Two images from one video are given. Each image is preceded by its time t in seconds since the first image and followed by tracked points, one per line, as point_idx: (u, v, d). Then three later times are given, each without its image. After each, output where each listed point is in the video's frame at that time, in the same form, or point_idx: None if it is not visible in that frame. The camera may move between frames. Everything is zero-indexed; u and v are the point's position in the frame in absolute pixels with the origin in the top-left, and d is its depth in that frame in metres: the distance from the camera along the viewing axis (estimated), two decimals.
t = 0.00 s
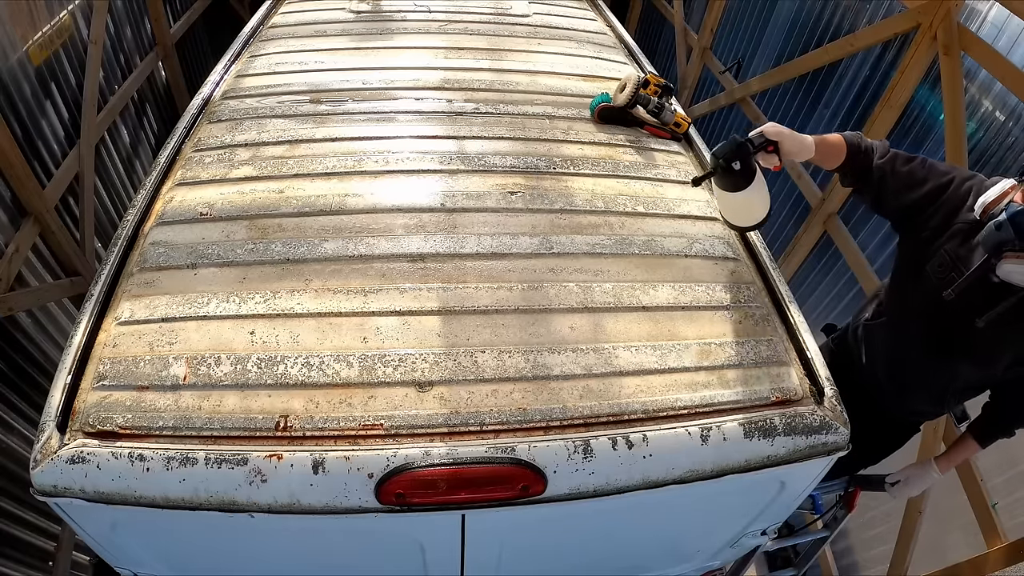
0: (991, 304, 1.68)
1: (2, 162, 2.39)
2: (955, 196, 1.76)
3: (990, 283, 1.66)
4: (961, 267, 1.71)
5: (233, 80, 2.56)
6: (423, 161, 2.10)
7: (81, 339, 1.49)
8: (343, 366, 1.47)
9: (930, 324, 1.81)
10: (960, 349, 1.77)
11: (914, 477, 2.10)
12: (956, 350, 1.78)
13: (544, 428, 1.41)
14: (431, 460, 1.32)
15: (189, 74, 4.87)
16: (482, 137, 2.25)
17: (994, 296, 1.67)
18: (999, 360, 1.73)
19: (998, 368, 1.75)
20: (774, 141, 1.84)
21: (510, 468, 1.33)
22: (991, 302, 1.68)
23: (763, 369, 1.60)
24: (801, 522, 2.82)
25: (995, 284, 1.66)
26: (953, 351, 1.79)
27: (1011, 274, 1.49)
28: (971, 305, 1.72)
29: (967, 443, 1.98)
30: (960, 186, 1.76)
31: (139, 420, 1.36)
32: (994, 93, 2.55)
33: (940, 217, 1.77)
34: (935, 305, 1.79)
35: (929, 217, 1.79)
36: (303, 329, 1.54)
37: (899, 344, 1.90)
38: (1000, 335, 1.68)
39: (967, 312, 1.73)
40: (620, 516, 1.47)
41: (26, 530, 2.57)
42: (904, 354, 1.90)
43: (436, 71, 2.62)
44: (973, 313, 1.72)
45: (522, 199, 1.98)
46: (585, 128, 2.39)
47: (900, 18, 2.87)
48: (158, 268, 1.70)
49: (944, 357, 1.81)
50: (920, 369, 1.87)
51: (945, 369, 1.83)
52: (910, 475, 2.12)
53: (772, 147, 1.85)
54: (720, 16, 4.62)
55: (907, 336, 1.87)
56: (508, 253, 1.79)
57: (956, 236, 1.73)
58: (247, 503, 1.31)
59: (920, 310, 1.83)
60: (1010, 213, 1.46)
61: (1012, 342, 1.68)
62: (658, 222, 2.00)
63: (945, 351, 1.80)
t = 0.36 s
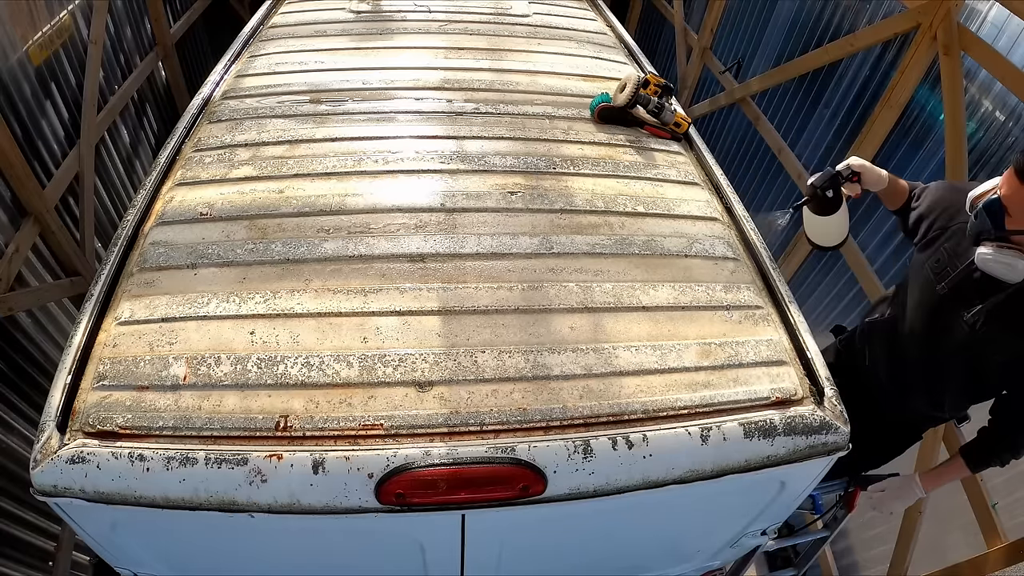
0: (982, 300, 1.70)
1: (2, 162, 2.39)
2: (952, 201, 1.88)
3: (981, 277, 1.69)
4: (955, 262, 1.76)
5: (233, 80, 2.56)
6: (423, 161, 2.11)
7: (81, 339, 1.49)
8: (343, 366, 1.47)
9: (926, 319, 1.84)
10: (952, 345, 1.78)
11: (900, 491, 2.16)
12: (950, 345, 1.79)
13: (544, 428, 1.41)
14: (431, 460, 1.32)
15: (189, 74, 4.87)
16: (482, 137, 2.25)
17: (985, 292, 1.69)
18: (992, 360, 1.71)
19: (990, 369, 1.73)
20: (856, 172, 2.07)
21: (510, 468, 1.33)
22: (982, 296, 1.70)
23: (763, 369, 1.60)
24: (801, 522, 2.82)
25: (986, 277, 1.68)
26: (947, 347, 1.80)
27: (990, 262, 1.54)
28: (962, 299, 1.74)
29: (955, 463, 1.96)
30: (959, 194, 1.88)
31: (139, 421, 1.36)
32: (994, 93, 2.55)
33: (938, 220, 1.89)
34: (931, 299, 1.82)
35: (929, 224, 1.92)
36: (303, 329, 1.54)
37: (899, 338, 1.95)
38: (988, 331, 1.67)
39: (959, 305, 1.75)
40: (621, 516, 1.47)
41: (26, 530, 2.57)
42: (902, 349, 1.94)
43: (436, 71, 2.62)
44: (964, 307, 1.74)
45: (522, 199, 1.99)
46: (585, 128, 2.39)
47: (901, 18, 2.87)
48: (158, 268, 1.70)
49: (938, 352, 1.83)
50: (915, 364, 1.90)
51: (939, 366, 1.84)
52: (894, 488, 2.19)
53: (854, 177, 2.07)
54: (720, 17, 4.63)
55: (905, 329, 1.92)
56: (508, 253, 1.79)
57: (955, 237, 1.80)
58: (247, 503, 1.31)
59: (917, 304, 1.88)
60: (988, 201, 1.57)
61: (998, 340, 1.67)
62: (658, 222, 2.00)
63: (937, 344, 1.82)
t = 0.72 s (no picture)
0: (982, 300, 1.70)
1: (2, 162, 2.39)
2: (951, 200, 1.87)
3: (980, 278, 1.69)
4: (953, 264, 1.76)
5: (233, 80, 2.56)
6: (423, 161, 2.11)
7: (81, 339, 1.49)
8: (343, 366, 1.47)
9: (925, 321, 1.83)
10: (952, 346, 1.78)
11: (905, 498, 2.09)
12: (950, 347, 1.78)
13: (544, 428, 1.41)
14: (431, 460, 1.32)
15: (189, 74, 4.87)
16: (482, 137, 2.25)
17: (984, 293, 1.69)
18: (991, 360, 1.72)
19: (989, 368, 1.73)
20: (814, 138, 2.25)
21: (510, 468, 1.33)
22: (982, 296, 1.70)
23: (762, 369, 1.60)
24: (801, 522, 2.82)
25: (985, 278, 1.69)
26: (946, 348, 1.80)
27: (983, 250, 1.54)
28: (962, 300, 1.74)
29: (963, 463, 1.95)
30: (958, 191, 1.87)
31: (139, 421, 1.36)
32: (994, 93, 2.55)
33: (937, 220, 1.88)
34: (930, 301, 1.82)
35: (927, 223, 1.91)
36: (303, 329, 1.54)
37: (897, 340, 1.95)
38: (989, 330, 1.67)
39: (958, 306, 1.75)
40: (621, 516, 1.47)
41: (26, 530, 2.57)
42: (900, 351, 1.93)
43: (436, 71, 2.62)
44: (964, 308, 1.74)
45: (522, 199, 1.99)
46: (585, 128, 2.39)
47: (900, 18, 2.87)
48: (158, 268, 1.70)
49: (937, 354, 1.82)
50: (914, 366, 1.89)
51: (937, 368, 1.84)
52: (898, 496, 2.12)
53: (814, 143, 2.27)
54: (720, 17, 4.63)
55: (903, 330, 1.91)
56: (508, 253, 1.79)
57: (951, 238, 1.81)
58: (247, 503, 1.31)
59: (914, 305, 1.87)
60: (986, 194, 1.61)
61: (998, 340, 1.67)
62: (657, 222, 2.00)
63: (936, 346, 1.81)
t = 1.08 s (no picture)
0: (988, 307, 1.70)
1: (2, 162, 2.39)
2: (947, 201, 1.77)
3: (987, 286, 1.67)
4: (957, 274, 1.72)
5: (233, 80, 2.56)
6: (423, 161, 2.11)
7: (81, 339, 1.49)
8: (343, 366, 1.47)
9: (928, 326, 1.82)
10: (959, 351, 1.78)
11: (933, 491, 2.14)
12: (956, 351, 1.78)
13: (544, 428, 1.41)
14: (431, 460, 1.32)
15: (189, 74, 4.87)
16: (482, 137, 2.25)
17: (989, 300, 1.69)
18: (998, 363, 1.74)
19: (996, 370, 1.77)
20: (712, 84, 1.98)
21: (510, 468, 1.33)
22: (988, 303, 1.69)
23: (763, 369, 1.60)
24: (801, 522, 2.82)
25: (991, 285, 1.66)
26: (952, 353, 1.79)
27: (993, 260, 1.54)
28: (968, 305, 1.73)
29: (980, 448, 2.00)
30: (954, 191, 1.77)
31: (139, 421, 1.36)
32: (994, 93, 2.55)
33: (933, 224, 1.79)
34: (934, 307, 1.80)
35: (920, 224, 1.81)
36: (303, 329, 1.54)
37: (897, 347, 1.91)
38: (998, 333, 1.70)
39: (964, 312, 1.75)
40: (620, 516, 1.47)
41: (26, 530, 2.57)
42: (902, 356, 1.91)
43: (436, 71, 2.62)
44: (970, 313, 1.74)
45: (522, 200, 1.99)
46: (585, 128, 2.39)
47: (900, 18, 2.87)
48: (158, 268, 1.70)
49: (943, 360, 1.81)
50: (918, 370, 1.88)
51: (943, 373, 1.83)
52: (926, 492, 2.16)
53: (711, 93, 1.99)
54: (720, 17, 4.63)
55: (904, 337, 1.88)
56: (508, 253, 1.79)
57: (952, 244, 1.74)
58: (247, 503, 1.31)
59: (917, 311, 1.85)
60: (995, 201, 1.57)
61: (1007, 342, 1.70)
62: (657, 222, 2.00)
63: (941, 353, 1.80)
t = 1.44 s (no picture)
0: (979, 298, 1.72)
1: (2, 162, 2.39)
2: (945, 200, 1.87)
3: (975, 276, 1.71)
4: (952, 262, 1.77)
5: (233, 80, 2.56)
6: (423, 161, 2.11)
7: (81, 339, 1.49)
8: (343, 367, 1.47)
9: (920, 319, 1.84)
10: (948, 346, 1.80)
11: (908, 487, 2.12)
12: (948, 344, 1.80)
13: (544, 428, 1.41)
14: (431, 460, 1.32)
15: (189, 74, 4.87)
16: (482, 137, 2.25)
17: (980, 290, 1.71)
18: (989, 359, 1.74)
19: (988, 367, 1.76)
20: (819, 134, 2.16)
21: (510, 468, 1.33)
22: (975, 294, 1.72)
23: (763, 369, 1.60)
24: (801, 522, 2.82)
25: (980, 276, 1.71)
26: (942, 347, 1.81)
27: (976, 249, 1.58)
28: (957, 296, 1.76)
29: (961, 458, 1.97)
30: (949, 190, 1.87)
31: (139, 421, 1.36)
32: (994, 93, 2.55)
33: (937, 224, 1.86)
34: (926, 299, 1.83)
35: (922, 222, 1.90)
36: (303, 329, 1.54)
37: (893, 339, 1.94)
38: (984, 327, 1.71)
39: (952, 303, 1.77)
40: (620, 516, 1.47)
41: (26, 530, 2.57)
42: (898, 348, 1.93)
43: (436, 71, 2.62)
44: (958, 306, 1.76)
45: (522, 200, 1.99)
46: (585, 128, 2.39)
47: (900, 18, 2.87)
48: (158, 268, 1.70)
49: (935, 352, 1.83)
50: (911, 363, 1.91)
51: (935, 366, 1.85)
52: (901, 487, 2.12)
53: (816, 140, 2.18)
54: (719, 17, 4.63)
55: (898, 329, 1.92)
56: (508, 253, 1.79)
57: (948, 236, 1.81)
58: (247, 503, 1.31)
59: (912, 303, 1.87)
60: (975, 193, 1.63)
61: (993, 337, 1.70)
62: (657, 222, 2.00)
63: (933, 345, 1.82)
